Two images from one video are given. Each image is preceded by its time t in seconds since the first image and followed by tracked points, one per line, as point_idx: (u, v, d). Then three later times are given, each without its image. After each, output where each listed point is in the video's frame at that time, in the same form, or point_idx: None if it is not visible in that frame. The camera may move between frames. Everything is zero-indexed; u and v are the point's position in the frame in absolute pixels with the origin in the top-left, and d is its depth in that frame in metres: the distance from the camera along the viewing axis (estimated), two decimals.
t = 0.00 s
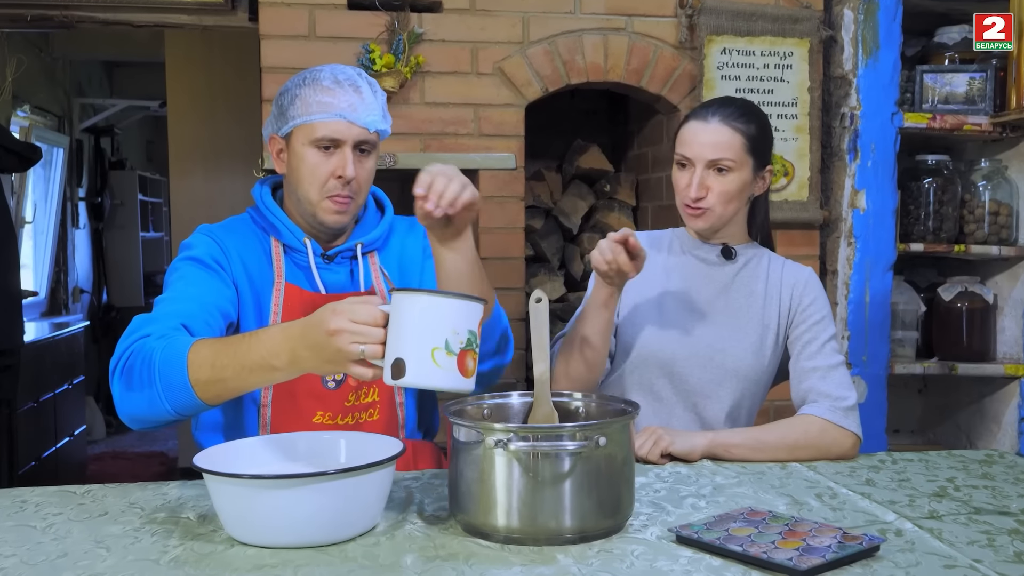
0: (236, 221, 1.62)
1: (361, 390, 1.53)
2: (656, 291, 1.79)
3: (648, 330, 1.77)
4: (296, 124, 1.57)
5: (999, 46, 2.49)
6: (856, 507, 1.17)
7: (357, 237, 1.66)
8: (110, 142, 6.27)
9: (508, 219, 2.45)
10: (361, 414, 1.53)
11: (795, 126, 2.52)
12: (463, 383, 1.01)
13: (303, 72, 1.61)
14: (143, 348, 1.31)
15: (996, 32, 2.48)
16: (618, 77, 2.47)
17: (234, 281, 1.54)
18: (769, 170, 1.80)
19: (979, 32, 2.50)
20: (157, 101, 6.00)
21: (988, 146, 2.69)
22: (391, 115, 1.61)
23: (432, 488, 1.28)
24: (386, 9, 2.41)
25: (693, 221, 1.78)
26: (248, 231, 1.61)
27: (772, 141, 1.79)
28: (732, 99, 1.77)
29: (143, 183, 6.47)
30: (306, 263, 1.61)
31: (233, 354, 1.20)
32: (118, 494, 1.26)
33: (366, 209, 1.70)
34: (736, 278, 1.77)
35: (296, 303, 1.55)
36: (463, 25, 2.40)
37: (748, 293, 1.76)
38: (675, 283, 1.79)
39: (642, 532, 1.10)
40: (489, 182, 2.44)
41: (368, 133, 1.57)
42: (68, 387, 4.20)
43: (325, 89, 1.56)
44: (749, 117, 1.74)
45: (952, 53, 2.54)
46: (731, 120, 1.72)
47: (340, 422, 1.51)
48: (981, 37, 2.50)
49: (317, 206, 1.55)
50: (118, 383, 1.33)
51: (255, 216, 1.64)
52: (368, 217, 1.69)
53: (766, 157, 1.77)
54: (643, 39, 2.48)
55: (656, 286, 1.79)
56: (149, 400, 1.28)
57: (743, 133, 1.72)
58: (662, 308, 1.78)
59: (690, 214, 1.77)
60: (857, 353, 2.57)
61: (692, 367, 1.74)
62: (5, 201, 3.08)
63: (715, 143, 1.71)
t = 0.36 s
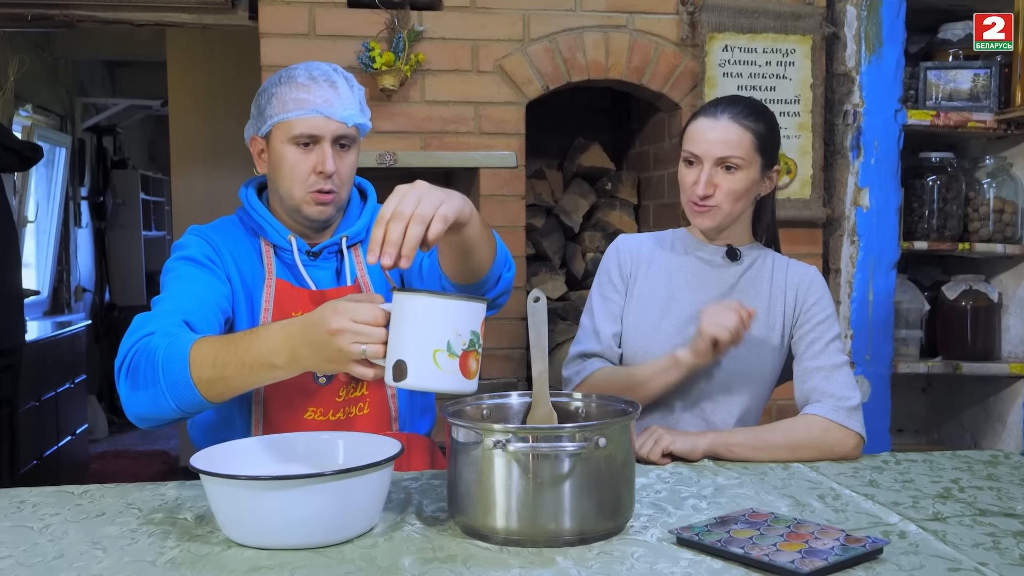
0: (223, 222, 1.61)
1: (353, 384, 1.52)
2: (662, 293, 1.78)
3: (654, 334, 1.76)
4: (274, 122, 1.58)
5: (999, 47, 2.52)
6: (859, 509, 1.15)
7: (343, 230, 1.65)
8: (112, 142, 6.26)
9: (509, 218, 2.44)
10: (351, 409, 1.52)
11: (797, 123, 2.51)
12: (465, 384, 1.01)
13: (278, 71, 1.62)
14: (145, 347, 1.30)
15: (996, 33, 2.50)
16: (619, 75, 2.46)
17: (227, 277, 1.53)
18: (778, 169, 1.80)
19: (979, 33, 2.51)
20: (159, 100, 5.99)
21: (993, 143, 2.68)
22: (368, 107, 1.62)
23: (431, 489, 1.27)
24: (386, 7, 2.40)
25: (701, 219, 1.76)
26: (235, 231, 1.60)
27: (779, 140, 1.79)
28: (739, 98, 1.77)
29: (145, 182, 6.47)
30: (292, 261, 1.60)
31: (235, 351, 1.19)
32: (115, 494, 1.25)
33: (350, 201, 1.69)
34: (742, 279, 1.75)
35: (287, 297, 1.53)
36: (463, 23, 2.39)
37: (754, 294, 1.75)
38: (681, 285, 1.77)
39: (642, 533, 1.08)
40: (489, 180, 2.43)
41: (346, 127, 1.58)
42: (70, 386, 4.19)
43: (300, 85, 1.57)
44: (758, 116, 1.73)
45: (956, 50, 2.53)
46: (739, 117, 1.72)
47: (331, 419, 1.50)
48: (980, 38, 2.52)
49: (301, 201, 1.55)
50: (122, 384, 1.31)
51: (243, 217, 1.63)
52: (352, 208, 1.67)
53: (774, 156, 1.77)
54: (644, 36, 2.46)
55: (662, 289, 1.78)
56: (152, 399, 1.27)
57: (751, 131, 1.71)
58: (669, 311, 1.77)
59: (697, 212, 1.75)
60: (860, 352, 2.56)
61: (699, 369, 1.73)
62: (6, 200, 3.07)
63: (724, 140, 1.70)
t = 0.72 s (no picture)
0: (226, 222, 1.60)
1: (353, 386, 1.50)
2: (654, 298, 1.75)
3: (648, 339, 1.73)
4: (279, 116, 1.56)
5: (999, 46, 2.52)
6: (860, 511, 1.13)
7: (346, 231, 1.63)
8: (118, 142, 6.27)
9: (510, 217, 2.43)
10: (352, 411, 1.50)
11: (801, 121, 2.48)
12: (473, 381, 0.98)
13: (281, 66, 1.61)
14: (148, 349, 1.27)
15: (996, 32, 2.51)
16: (621, 72, 2.44)
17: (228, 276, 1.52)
18: (770, 164, 1.79)
19: (979, 32, 2.51)
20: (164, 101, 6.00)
21: (1000, 141, 2.67)
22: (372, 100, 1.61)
23: (428, 489, 1.25)
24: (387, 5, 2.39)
25: (694, 215, 1.74)
26: (238, 231, 1.59)
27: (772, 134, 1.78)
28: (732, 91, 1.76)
29: (150, 183, 6.48)
30: (295, 261, 1.58)
31: (240, 355, 1.17)
32: (112, 493, 1.24)
33: (354, 200, 1.67)
34: (735, 280, 1.73)
35: (288, 299, 1.51)
36: (463, 22, 2.37)
37: (748, 294, 1.73)
38: (673, 289, 1.75)
39: (639, 535, 1.06)
40: (490, 179, 2.41)
41: (350, 118, 1.56)
42: (75, 386, 4.19)
43: (303, 77, 1.56)
44: (751, 108, 1.72)
45: (963, 46, 2.51)
46: (732, 111, 1.71)
47: (330, 422, 1.48)
48: (981, 37, 2.52)
49: (308, 193, 1.53)
50: (124, 387, 1.29)
51: (246, 216, 1.62)
52: (356, 209, 1.66)
53: (767, 151, 1.76)
54: (645, 34, 2.45)
55: (653, 293, 1.75)
56: (155, 402, 1.24)
57: (744, 124, 1.70)
58: (662, 316, 1.75)
59: (691, 208, 1.73)
60: (865, 353, 2.55)
61: (696, 373, 1.71)
62: (10, 199, 3.07)
63: (717, 133, 1.69)
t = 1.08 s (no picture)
0: (233, 223, 1.58)
1: (356, 387, 1.50)
2: (646, 301, 1.73)
3: (642, 343, 1.70)
4: (285, 108, 1.56)
5: (999, 46, 2.49)
6: (865, 514, 1.11)
7: (353, 231, 1.62)
8: (130, 141, 6.30)
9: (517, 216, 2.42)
10: (356, 411, 1.49)
11: (810, 118, 2.46)
12: (485, 375, 0.94)
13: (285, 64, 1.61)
14: (157, 354, 1.26)
15: (996, 32, 2.49)
16: (627, 69, 2.43)
17: (235, 277, 1.50)
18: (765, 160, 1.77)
19: (979, 32, 2.49)
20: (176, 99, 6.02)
21: (1014, 138, 2.63)
22: (375, 91, 1.61)
23: (428, 489, 1.25)
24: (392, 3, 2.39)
25: (686, 212, 1.72)
26: (245, 232, 1.57)
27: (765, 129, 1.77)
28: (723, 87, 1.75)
29: (162, 181, 6.50)
30: (301, 262, 1.57)
31: (249, 360, 1.14)
32: (113, 492, 1.24)
33: (362, 201, 1.66)
34: (729, 280, 1.71)
35: (296, 300, 1.50)
36: (469, 19, 2.37)
37: (744, 294, 1.70)
38: (666, 291, 1.72)
39: (640, 537, 1.05)
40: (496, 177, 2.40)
41: (356, 105, 1.55)
42: (87, 383, 4.21)
43: (307, 68, 1.56)
44: (743, 104, 1.71)
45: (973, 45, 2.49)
46: (723, 106, 1.70)
47: (333, 423, 1.47)
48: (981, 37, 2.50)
49: (317, 182, 1.50)
50: (135, 393, 1.28)
51: (252, 216, 1.61)
52: (363, 209, 1.64)
53: (761, 146, 1.75)
54: (653, 31, 2.43)
55: (646, 296, 1.73)
56: (166, 408, 1.23)
57: (736, 119, 1.70)
58: (655, 319, 1.72)
59: (684, 204, 1.72)
60: (875, 352, 2.54)
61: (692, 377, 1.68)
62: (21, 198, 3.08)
63: (709, 129, 1.68)
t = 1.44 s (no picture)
0: (251, 223, 1.59)
1: (372, 389, 1.50)
2: (660, 303, 1.72)
3: (657, 346, 1.69)
4: (303, 108, 1.57)
5: (998, 47, 2.53)
6: (882, 518, 1.10)
7: (371, 231, 1.62)
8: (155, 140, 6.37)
9: (535, 214, 2.41)
10: (372, 413, 1.50)
11: (832, 116, 2.43)
12: (498, 381, 0.94)
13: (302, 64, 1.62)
14: (175, 357, 1.27)
15: (995, 32, 2.52)
16: (647, 68, 2.41)
17: (253, 278, 1.51)
18: (778, 156, 1.75)
19: (979, 32, 2.53)
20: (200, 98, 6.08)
21: None
22: (392, 90, 1.61)
23: (441, 491, 1.25)
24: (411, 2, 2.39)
25: (699, 211, 1.71)
26: (263, 232, 1.58)
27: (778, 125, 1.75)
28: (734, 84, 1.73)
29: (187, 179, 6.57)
30: (318, 262, 1.58)
31: (266, 363, 1.15)
32: (128, 491, 1.25)
33: (380, 202, 1.66)
34: (744, 280, 1.69)
35: (313, 301, 1.51)
36: (487, 18, 2.36)
37: (758, 295, 1.69)
38: (679, 293, 1.71)
39: (652, 540, 1.04)
40: (514, 176, 2.40)
41: (373, 105, 1.55)
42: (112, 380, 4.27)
43: (324, 68, 1.57)
44: (754, 101, 1.69)
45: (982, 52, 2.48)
46: (734, 104, 1.68)
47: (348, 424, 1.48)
48: (980, 37, 2.54)
49: (333, 181, 1.50)
50: (153, 394, 1.29)
51: (270, 216, 1.61)
52: (381, 211, 1.64)
53: (774, 142, 1.73)
54: (672, 28, 2.41)
55: (659, 298, 1.71)
56: (184, 410, 1.24)
57: (747, 117, 1.68)
58: (669, 321, 1.71)
59: (697, 204, 1.70)
60: (898, 353, 2.52)
61: (707, 379, 1.67)
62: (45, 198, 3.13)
63: (719, 128, 1.66)
